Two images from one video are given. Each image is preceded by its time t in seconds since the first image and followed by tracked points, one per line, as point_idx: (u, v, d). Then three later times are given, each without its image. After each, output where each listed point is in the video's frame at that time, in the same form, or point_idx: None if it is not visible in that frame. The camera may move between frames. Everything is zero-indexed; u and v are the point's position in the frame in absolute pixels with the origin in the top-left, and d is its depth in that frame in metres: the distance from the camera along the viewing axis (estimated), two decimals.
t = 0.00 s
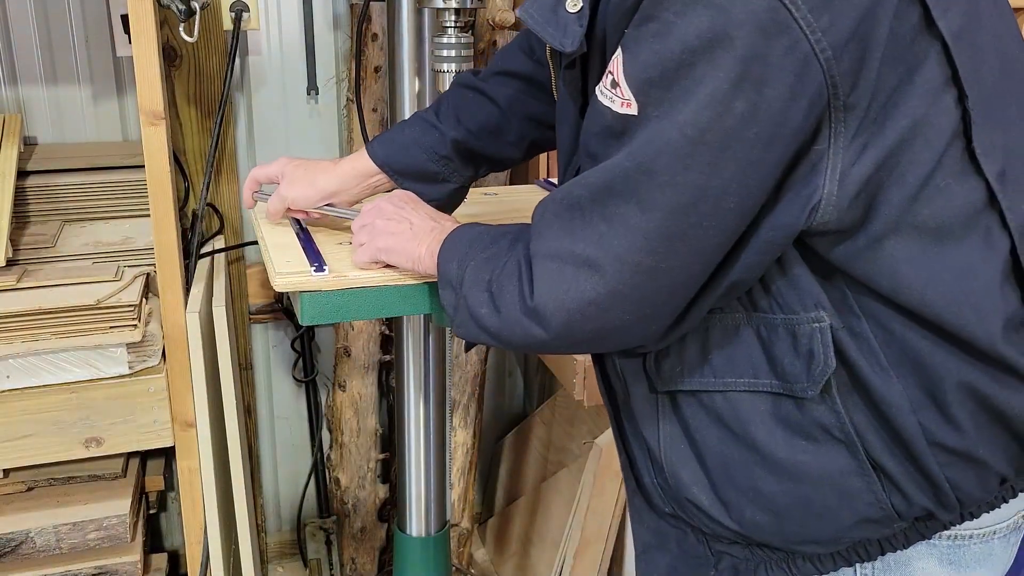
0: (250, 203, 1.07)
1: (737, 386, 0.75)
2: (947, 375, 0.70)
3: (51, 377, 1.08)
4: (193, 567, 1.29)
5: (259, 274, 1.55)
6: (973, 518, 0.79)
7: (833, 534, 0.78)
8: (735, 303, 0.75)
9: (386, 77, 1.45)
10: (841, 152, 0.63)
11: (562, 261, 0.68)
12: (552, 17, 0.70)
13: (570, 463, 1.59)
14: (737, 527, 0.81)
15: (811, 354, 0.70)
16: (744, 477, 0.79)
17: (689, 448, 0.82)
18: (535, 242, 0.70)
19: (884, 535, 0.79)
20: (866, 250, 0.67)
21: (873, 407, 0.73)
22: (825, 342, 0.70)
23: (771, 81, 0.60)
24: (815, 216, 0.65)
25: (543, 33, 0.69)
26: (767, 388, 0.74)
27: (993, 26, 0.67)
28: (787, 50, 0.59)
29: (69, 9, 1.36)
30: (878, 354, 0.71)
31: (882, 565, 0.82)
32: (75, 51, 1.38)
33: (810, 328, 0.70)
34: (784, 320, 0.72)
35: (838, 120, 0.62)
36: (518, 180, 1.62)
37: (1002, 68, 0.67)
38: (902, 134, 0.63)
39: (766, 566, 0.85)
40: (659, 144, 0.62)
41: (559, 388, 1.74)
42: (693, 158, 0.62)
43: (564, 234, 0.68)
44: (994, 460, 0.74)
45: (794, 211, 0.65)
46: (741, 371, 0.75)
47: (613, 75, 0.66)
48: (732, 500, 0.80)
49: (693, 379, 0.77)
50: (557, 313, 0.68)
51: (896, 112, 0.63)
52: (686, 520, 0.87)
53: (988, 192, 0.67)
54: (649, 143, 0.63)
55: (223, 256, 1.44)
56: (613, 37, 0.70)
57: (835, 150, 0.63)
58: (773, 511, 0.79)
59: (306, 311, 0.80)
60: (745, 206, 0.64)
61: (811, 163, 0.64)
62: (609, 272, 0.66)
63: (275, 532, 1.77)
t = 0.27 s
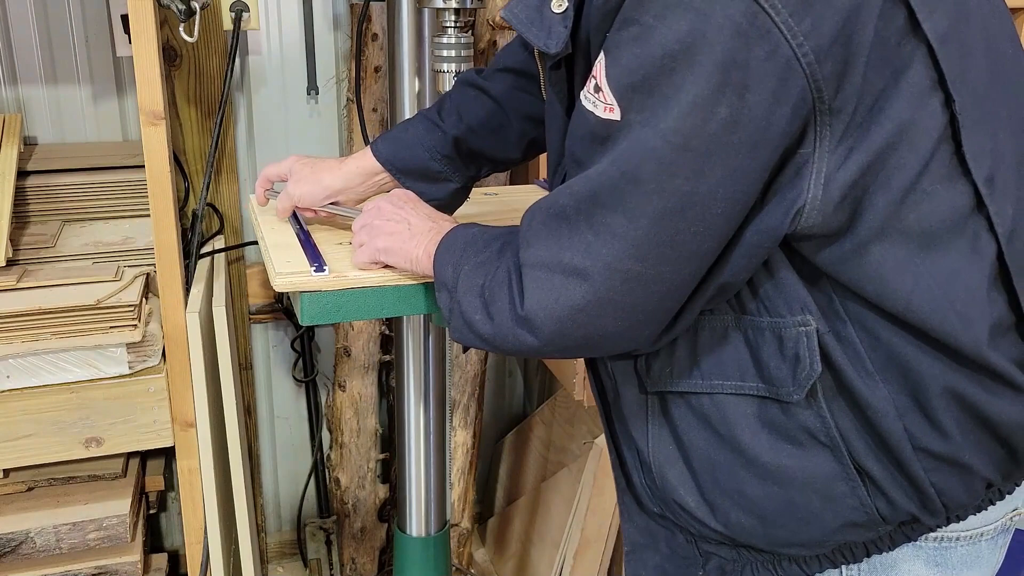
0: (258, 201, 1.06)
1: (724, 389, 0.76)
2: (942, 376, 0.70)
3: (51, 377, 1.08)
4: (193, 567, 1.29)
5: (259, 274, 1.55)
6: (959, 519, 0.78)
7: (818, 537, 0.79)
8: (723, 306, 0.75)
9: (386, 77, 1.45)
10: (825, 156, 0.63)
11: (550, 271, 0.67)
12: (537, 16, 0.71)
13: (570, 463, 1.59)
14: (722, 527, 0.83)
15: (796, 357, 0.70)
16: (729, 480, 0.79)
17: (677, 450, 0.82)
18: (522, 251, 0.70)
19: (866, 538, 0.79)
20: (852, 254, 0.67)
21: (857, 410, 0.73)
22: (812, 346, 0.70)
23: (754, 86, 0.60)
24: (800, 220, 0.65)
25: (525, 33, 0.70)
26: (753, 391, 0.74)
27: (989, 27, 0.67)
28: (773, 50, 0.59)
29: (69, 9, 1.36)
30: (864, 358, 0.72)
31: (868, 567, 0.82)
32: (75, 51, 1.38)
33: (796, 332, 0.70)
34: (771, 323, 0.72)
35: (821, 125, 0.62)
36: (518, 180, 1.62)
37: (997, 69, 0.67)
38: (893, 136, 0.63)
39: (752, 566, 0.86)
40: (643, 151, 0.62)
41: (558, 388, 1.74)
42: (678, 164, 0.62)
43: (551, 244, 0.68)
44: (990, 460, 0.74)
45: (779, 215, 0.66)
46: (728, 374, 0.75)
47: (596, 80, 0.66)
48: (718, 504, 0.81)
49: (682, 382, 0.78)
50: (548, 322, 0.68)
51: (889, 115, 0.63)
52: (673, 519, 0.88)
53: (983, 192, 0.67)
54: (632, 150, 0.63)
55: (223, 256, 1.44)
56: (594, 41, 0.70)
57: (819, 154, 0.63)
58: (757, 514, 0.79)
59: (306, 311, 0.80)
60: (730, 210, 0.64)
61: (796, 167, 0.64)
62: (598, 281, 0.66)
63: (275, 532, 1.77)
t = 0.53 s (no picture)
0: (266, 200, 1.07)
1: (714, 392, 0.76)
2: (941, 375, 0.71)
3: (51, 377, 1.08)
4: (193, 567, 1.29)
5: (259, 274, 1.55)
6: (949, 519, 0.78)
7: (809, 540, 0.79)
8: (715, 309, 0.76)
9: (386, 77, 1.45)
10: (818, 161, 0.64)
11: (531, 270, 0.67)
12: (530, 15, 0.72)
13: (569, 463, 1.59)
14: (711, 529, 0.83)
15: (787, 362, 0.71)
16: (720, 483, 0.80)
17: (667, 450, 0.83)
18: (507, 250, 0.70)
19: (857, 540, 0.80)
20: (844, 260, 0.68)
21: (848, 413, 0.73)
22: (803, 350, 0.70)
23: (747, 87, 0.60)
24: (792, 225, 0.66)
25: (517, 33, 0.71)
26: (743, 395, 0.75)
27: (985, 28, 0.67)
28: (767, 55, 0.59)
29: (69, 9, 1.36)
30: (853, 361, 0.72)
31: (857, 568, 0.83)
32: (75, 51, 1.38)
33: (787, 336, 0.71)
34: (761, 327, 0.72)
35: (813, 128, 0.63)
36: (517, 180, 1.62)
37: (992, 70, 0.68)
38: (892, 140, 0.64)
39: (742, 567, 0.87)
40: (630, 150, 0.62)
41: (558, 388, 1.74)
42: (663, 165, 0.62)
43: (534, 242, 0.68)
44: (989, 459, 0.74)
45: (769, 218, 0.66)
46: (719, 377, 0.76)
47: (583, 78, 0.67)
48: (708, 505, 0.82)
49: (673, 384, 0.78)
50: (528, 319, 0.68)
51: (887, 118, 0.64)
52: (663, 520, 0.88)
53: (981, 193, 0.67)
54: (619, 150, 0.63)
55: (223, 256, 1.44)
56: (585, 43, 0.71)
57: (811, 158, 0.64)
58: (748, 516, 0.80)
59: (306, 311, 0.80)
60: (716, 213, 0.64)
61: (787, 170, 0.65)
62: (579, 280, 0.66)
63: (275, 532, 1.77)
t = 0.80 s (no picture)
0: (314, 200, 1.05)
1: (702, 390, 0.78)
2: (935, 377, 0.70)
3: (51, 378, 1.08)
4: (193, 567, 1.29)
5: (259, 274, 1.55)
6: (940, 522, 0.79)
7: (796, 537, 0.81)
8: (702, 308, 0.77)
9: (386, 77, 1.45)
10: (789, 167, 0.63)
11: (515, 266, 0.69)
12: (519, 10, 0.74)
13: (569, 463, 1.59)
14: (704, 524, 0.86)
15: (771, 362, 0.73)
16: (711, 479, 0.82)
17: (658, 444, 0.86)
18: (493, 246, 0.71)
19: (846, 539, 0.81)
20: (819, 264, 0.68)
21: (832, 416, 0.75)
22: (786, 350, 0.72)
23: (747, 85, 0.60)
24: (765, 229, 0.66)
25: (508, 29, 0.73)
26: (730, 393, 0.77)
27: (980, 26, 0.67)
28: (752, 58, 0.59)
29: (69, 9, 1.36)
30: (835, 364, 0.73)
31: (846, 568, 0.84)
32: (75, 51, 1.38)
33: (771, 336, 0.72)
34: (745, 326, 0.74)
35: (782, 134, 0.63)
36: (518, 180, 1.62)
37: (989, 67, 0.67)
38: (864, 151, 0.64)
39: (733, 563, 0.89)
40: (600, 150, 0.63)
41: (558, 388, 1.75)
42: (632, 165, 0.62)
43: (519, 239, 0.70)
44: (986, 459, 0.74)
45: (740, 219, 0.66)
46: (706, 375, 0.78)
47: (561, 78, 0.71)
48: (700, 500, 0.84)
49: (662, 380, 0.81)
50: (514, 313, 0.70)
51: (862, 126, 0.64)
52: (657, 515, 0.92)
53: (977, 191, 0.67)
54: (590, 149, 0.64)
55: (223, 256, 1.44)
56: (567, 35, 0.76)
57: (782, 164, 0.63)
58: (738, 513, 0.82)
59: (306, 311, 0.80)
60: (690, 211, 0.64)
61: (759, 176, 0.65)
62: (559, 277, 0.67)
63: (275, 532, 1.77)
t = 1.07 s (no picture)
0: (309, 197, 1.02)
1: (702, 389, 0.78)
2: (925, 382, 0.69)
3: (51, 378, 1.08)
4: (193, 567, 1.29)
5: (259, 274, 1.55)
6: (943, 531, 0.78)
7: (791, 532, 0.79)
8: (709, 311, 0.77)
9: (386, 77, 1.45)
10: (773, 169, 0.64)
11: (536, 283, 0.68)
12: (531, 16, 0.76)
13: (570, 463, 1.59)
14: (703, 520, 0.84)
15: (760, 359, 0.73)
16: (708, 475, 0.81)
17: (667, 444, 0.84)
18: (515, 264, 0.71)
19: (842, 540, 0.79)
20: (805, 264, 0.68)
21: (820, 420, 0.75)
22: (774, 349, 0.72)
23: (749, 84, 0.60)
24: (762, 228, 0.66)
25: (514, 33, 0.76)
26: (725, 392, 0.77)
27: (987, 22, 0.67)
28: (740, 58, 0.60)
29: (69, 9, 1.36)
30: (825, 368, 0.73)
31: (847, 567, 0.83)
32: (75, 51, 1.38)
33: (761, 335, 0.73)
34: (742, 327, 0.74)
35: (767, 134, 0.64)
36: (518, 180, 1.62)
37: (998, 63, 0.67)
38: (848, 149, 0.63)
39: (737, 558, 0.87)
40: (599, 166, 0.63)
41: (558, 388, 1.75)
42: (638, 175, 0.62)
43: (535, 256, 0.69)
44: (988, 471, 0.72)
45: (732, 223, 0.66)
46: (706, 374, 0.78)
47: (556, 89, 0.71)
48: (698, 497, 0.83)
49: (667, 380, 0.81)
50: (549, 336, 0.69)
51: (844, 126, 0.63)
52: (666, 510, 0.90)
53: (970, 197, 0.65)
54: (586, 157, 0.64)
55: (223, 256, 1.44)
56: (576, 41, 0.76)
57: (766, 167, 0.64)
58: (732, 508, 0.81)
59: (307, 311, 0.80)
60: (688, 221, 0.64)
61: (747, 179, 0.66)
62: (583, 293, 0.66)
63: (275, 533, 1.77)
